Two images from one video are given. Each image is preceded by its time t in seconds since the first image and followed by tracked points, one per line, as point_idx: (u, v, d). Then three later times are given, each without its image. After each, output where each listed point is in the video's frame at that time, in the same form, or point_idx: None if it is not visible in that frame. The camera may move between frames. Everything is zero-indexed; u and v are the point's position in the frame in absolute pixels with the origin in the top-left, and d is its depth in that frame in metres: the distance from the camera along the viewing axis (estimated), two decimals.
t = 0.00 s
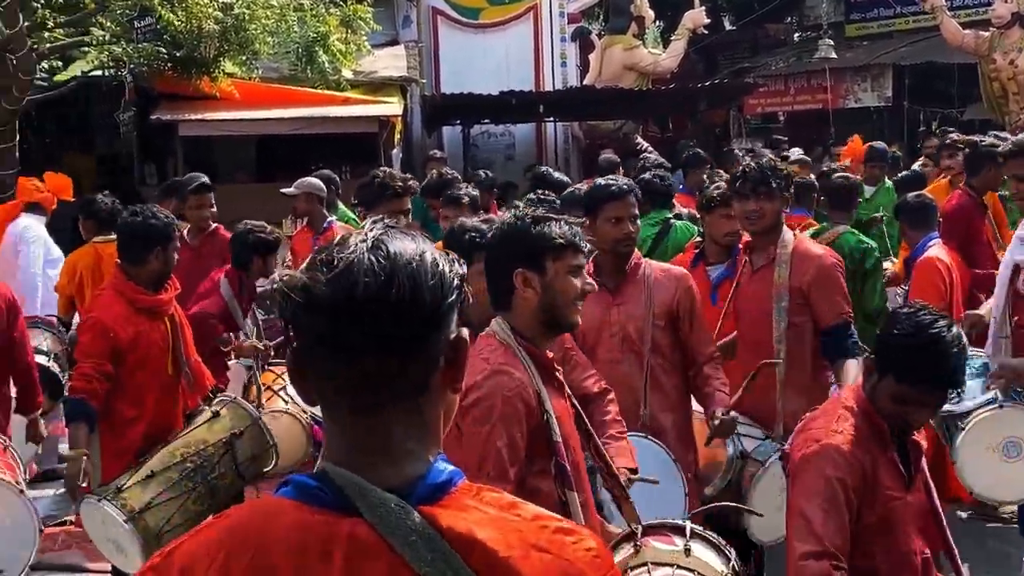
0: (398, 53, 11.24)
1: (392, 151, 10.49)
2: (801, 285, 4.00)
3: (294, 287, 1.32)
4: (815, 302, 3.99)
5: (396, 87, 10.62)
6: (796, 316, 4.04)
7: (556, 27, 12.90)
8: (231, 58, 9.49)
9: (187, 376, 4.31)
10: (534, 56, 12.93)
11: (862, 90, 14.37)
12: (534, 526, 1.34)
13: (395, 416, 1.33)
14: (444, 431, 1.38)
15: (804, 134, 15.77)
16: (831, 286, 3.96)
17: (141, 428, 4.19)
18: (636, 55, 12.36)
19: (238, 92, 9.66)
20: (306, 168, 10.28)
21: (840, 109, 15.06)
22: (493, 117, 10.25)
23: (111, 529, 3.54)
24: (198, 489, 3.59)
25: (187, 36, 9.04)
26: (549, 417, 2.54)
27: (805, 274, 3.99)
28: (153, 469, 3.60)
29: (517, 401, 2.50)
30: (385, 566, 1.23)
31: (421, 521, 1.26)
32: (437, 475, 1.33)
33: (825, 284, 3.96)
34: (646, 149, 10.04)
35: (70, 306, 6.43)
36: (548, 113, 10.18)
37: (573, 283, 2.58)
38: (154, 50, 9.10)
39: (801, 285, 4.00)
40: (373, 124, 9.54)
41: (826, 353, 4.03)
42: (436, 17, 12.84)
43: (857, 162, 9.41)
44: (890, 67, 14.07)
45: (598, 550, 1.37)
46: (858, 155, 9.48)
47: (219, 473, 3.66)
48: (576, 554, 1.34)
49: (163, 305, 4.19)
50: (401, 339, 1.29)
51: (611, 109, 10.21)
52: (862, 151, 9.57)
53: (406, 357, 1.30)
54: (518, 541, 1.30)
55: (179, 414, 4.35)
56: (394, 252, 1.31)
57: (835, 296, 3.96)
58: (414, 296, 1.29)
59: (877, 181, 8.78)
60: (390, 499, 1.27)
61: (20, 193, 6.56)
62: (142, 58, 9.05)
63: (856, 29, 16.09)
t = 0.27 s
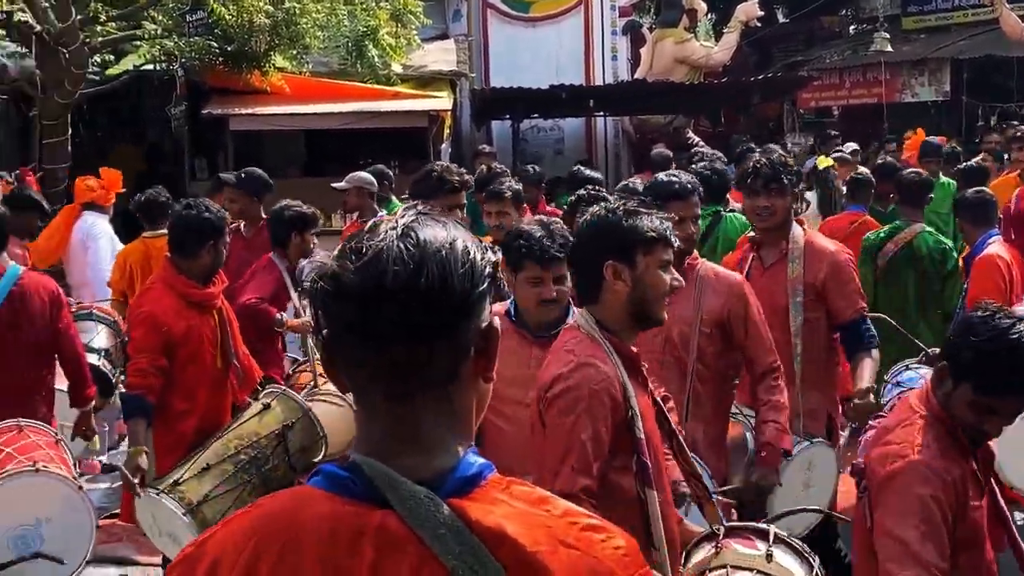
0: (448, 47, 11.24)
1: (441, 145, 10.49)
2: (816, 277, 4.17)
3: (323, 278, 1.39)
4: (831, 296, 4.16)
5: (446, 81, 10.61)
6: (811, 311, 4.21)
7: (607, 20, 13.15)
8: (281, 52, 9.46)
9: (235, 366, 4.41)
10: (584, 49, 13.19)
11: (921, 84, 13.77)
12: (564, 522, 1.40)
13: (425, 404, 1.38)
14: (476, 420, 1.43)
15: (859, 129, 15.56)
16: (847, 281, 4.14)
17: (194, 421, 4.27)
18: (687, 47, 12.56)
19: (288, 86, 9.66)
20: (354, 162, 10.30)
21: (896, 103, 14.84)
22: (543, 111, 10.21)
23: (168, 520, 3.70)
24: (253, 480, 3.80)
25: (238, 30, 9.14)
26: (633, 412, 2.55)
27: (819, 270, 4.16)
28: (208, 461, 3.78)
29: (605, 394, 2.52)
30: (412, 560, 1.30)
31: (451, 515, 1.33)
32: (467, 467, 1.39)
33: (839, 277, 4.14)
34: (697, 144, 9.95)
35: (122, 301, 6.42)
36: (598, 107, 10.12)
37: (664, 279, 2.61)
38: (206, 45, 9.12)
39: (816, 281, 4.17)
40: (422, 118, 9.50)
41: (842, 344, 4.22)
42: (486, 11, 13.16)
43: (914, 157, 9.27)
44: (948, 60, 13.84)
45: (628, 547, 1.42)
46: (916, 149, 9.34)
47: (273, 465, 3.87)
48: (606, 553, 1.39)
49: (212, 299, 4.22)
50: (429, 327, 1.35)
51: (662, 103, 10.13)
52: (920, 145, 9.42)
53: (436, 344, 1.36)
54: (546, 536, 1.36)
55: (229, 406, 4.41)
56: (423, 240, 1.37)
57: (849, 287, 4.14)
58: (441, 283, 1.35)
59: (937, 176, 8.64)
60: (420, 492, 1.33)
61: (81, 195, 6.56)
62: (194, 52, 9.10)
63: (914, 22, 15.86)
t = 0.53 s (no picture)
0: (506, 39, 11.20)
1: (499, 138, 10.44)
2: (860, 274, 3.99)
3: (370, 267, 1.42)
4: (874, 295, 3.99)
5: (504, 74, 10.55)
6: (851, 307, 4.02)
7: (668, 12, 13.16)
8: (340, 45, 9.49)
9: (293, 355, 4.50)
10: (644, 41, 13.20)
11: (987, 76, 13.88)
12: (610, 509, 1.44)
13: (475, 392, 1.43)
14: (519, 407, 1.48)
15: (925, 123, 15.27)
16: (894, 281, 3.97)
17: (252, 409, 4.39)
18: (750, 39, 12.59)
19: (347, 79, 9.64)
20: (411, 155, 10.29)
21: (964, 96, 14.54)
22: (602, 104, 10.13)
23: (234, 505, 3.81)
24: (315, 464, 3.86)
25: (297, 22, 9.19)
26: (726, 401, 2.51)
27: (863, 267, 3.99)
28: (272, 445, 3.88)
29: (694, 382, 2.48)
30: (457, 547, 1.35)
31: (498, 503, 1.37)
32: (513, 454, 1.43)
33: (886, 275, 3.97)
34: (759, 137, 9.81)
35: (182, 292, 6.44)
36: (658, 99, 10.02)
37: (772, 271, 2.58)
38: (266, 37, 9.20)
39: (861, 277, 3.99)
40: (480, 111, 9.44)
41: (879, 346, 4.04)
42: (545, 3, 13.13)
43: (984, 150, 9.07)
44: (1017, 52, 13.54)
45: (675, 534, 1.46)
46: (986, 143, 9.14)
47: (335, 448, 3.89)
48: (651, 537, 1.43)
49: (267, 288, 4.34)
50: (477, 316, 1.39)
51: (724, 95, 10.01)
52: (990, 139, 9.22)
53: (483, 333, 1.40)
54: (592, 522, 1.40)
55: (290, 394, 4.52)
56: (470, 231, 1.41)
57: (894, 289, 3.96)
58: (488, 275, 1.39)
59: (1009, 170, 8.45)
60: (469, 481, 1.38)
61: (148, 177, 6.76)
62: (253, 44, 9.14)
63: (981, 13, 15.54)
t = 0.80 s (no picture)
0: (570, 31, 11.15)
1: (562, 131, 10.37)
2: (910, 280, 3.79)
3: (470, 249, 1.36)
4: (926, 300, 3.78)
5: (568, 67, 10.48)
6: (902, 312, 3.82)
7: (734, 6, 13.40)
8: (405, 38, 9.47)
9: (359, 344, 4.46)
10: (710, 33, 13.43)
11: None
12: (682, 503, 1.39)
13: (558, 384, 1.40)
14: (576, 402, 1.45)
15: (997, 117, 14.98)
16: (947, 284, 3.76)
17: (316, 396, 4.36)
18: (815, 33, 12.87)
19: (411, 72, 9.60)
20: (472, 148, 10.25)
21: None
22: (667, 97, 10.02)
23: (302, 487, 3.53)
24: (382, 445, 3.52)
25: (362, 15, 9.19)
26: (821, 395, 2.47)
27: (917, 270, 3.78)
28: (338, 428, 3.58)
29: (780, 374, 2.44)
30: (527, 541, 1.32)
31: (565, 496, 1.33)
32: (581, 449, 1.40)
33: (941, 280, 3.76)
34: (828, 131, 9.65)
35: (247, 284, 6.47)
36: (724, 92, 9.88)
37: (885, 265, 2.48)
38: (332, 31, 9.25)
39: (913, 281, 3.78)
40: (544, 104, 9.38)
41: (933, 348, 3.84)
42: None
43: None
44: None
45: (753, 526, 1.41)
46: None
47: (400, 430, 3.54)
48: (730, 533, 1.37)
49: (329, 273, 4.32)
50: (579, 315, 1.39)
51: (792, 88, 9.85)
52: None
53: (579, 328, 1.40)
54: (664, 516, 1.36)
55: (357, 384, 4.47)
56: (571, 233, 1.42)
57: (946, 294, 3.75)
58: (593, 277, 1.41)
59: None
60: (536, 473, 1.34)
61: (227, 171, 7.05)
62: (319, 38, 9.21)
63: None
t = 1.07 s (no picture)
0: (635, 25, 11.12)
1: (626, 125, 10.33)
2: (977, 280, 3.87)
3: (556, 235, 1.35)
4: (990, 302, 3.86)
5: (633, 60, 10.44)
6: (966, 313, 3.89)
7: None
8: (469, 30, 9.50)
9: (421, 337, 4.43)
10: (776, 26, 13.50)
11: None
12: (753, 492, 1.40)
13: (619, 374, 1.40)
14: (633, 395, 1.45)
15: None
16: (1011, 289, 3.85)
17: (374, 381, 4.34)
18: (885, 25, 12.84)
19: (475, 65, 9.61)
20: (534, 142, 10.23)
21: None
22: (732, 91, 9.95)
23: (358, 469, 3.50)
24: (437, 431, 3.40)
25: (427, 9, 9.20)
26: (921, 399, 2.43)
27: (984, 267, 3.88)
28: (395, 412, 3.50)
29: (880, 375, 2.40)
30: (601, 530, 1.30)
31: (637, 485, 1.33)
32: (649, 440, 1.40)
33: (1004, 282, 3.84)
34: (897, 124, 9.55)
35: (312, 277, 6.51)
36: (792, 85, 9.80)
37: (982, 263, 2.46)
38: (396, 24, 9.26)
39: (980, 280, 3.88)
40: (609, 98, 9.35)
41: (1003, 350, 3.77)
42: None
43: None
44: None
45: (817, 515, 1.43)
46: None
47: (456, 418, 3.42)
48: (797, 521, 1.39)
49: (388, 264, 4.35)
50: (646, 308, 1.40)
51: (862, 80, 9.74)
52: None
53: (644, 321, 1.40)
54: (735, 504, 1.36)
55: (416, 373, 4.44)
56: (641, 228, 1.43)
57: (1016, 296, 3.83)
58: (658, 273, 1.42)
59: None
60: (605, 463, 1.33)
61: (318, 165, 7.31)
62: (385, 31, 9.27)
63: None
